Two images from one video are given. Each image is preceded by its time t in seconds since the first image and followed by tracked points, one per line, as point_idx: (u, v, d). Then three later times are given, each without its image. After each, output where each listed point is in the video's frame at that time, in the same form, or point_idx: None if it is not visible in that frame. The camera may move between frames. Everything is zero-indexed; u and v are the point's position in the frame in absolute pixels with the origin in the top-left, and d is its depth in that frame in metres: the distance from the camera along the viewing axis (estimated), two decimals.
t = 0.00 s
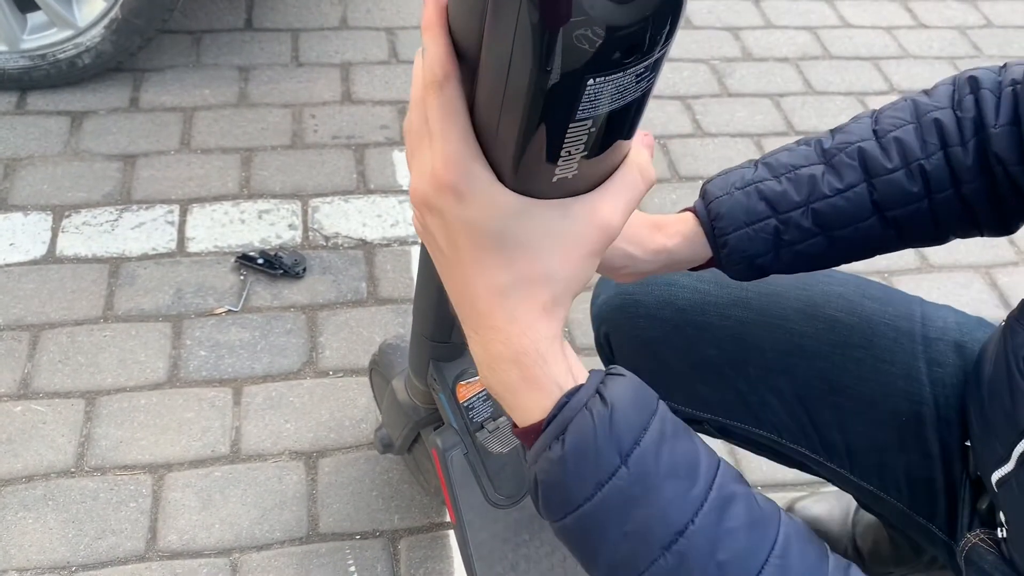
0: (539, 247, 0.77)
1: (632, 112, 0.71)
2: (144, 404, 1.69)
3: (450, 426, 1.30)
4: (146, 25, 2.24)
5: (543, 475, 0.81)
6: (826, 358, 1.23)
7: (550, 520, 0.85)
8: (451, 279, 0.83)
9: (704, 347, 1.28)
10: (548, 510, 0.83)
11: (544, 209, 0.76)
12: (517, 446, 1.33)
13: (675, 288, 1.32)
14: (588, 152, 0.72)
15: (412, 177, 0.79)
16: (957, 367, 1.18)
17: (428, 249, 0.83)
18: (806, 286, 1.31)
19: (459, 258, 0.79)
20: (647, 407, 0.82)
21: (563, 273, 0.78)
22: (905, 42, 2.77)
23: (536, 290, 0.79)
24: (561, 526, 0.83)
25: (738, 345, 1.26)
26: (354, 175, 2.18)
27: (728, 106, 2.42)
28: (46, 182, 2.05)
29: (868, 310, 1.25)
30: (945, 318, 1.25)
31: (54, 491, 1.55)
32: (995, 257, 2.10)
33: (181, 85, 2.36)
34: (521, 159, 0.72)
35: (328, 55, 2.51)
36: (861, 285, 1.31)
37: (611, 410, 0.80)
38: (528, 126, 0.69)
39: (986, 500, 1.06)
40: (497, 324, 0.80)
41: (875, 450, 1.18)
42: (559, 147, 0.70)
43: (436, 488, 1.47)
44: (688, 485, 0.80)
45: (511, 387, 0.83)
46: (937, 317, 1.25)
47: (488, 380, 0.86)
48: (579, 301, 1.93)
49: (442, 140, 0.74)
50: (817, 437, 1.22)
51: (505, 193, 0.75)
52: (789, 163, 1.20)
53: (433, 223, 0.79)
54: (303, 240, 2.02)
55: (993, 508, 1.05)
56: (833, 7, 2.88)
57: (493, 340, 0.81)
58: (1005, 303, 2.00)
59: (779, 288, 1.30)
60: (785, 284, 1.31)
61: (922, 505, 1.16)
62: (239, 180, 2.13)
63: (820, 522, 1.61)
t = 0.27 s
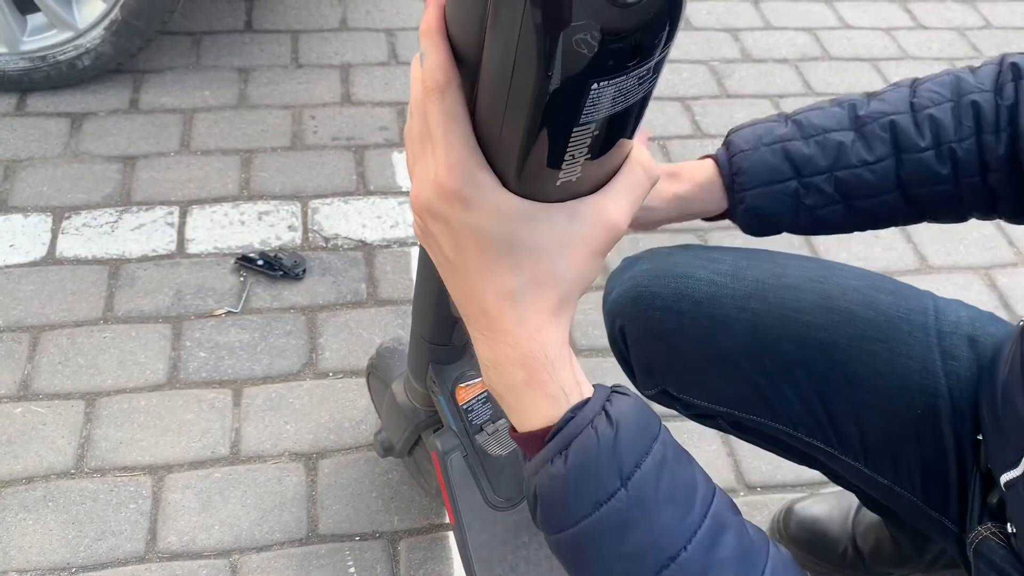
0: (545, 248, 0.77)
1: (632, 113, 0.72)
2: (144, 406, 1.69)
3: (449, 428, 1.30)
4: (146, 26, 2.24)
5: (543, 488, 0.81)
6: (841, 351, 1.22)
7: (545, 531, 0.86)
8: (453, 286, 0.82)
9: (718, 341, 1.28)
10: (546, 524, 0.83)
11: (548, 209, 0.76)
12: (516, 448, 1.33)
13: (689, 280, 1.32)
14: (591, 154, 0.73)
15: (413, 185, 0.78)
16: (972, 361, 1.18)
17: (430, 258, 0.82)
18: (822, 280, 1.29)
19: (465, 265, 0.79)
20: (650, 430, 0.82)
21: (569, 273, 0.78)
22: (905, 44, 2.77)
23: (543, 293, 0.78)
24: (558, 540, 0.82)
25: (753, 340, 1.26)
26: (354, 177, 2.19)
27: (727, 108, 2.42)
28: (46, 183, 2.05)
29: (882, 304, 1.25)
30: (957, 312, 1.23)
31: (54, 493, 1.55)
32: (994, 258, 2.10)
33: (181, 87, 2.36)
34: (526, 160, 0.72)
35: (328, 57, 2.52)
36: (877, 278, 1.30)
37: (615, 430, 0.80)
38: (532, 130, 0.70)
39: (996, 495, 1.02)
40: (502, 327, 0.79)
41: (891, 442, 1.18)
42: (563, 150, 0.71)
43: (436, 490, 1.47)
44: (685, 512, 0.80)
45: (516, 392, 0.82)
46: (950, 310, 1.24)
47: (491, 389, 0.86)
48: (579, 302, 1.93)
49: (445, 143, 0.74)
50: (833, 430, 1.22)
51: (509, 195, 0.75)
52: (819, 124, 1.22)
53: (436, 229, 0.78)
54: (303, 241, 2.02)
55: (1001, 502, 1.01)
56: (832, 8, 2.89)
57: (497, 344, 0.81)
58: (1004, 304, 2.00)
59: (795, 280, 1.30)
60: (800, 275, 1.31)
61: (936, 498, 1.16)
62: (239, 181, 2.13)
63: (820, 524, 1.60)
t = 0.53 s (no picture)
0: (544, 249, 0.77)
1: (633, 114, 0.72)
2: (144, 408, 1.69)
3: (449, 429, 1.30)
4: (146, 28, 2.24)
5: (539, 490, 0.81)
6: (841, 345, 1.22)
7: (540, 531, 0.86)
8: (452, 287, 0.82)
9: (719, 334, 1.28)
10: (542, 526, 0.83)
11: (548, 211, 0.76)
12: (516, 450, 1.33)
13: (689, 277, 1.32)
14: (591, 155, 0.73)
15: (413, 185, 0.78)
16: (969, 356, 1.18)
17: (430, 258, 0.82)
18: (820, 275, 1.29)
19: (464, 266, 0.78)
20: (646, 438, 0.82)
21: (567, 274, 0.78)
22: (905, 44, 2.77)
23: (543, 294, 0.78)
24: (555, 541, 0.83)
25: (754, 336, 1.26)
26: (354, 178, 2.19)
27: (727, 109, 2.42)
28: (46, 185, 2.05)
29: (879, 298, 1.25)
30: (954, 307, 1.24)
31: (54, 495, 1.55)
32: (994, 258, 2.10)
33: (180, 89, 2.36)
34: (526, 160, 0.72)
35: (328, 58, 2.52)
36: (875, 273, 1.30)
37: (610, 437, 0.80)
38: (533, 130, 0.69)
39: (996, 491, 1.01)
40: (501, 328, 0.79)
41: (888, 435, 1.18)
42: (564, 151, 0.71)
43: (436, 491, 1.47)
44: (678, 520, 0.80)
45: (516, 393, 0.82)
46: (947, 305, 1.24)
47: (490, 389, 0.86)
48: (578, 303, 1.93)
49: (446, 144, 0.73)
50: (834, 425, 1.22)
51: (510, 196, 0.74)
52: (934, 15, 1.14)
53: (436, 230, 0.78)
54: (303, 243, 2.02)
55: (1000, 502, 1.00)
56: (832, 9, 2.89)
57: (496, 346, 0.81)
58: (1005, 304, 1.99)
59: (794, 274, 1.30)
60: (798, 271, 1.31)
61: (935, 493, 1.16)
62: (239, 183, 2.13)
63: (820, 524, 1.59)
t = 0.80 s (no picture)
0: (541, 251, 0.77)
1: (631, 115, 0.72)
2: (144, 408, 1.69)
3: (449, 430, 1.29)
4: (146, 29, 2.24)
5: (540, 493, 0.81)
6: (840, 351, 1.21)
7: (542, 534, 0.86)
8: (451, 289, 0.82)
9: (717, 338, 1.27)
10: (544, 530, 0.83)
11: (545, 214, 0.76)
12: (516, 451, 1.32)
13: (690, 282, 1.32)
14: (589, 157, 0.72)
15: (412, 188, 0.78)
16: (968, 360, 1.18)
17: (427, 259, 0.82)
18: (818, 280, 1.29)
19: (464, 269, 0.78)
20: (648, 440, 0.82)
21: (565, 277, 0.78)
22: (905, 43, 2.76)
23: (542, 297, 0.78)
24: (558, 544, 0.83)
25: (752, 341, 1.25)
26: (354, 178, 2.18)
27: (727, 108, 2.41)
28: (46, 186, 2.05)
29: (879, 302, 1.25)
30: (953, 310, 1.24)
31: (54, 496, 1.55)
32: (995, 258, 2.10)
33: (180, 89, 2.36)
34: (525, 163, 0.72)
35: (327, 58, 2.51)
36: (873, 277, 1.30)
37: (612, 439, 0.79)
38: (531, 132, 0.69)
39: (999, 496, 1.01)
40: (499, 331, 0.79)
41: (889, 441, 1.17)
42: (562, 153, 0.70)
43: (436, 492, 1.47)
44: (681, 522, 0.80)
45: (513, 395, 0.82)
46: (946, 308, 1.24)
47: (487, 390, 0.85)
48: (579, 304, 1.92)
49: (443, 146, 0.73)
50: (834, 430, 1.22)
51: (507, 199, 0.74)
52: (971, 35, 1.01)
53: (434, 232, 0.78)
54: (303, 243, 2.02)
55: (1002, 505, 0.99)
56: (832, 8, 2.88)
57: (494, 348, 0.80)
58: (1006, 303, 1.99)
59: (793, 280, 1.30)
60: (796, 276, 1.30)
61: (935, 497, 1.16)
62: (238, 183, 2.13)
63: (820, 524, 1.59)
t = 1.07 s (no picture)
0: (538, 250, 0.77)
1: (628, 112, 0.71)
2: (143, 408, 1.69)
3: (449, 430, 1.29)
4: (145, 28, 2.23)
5: (538, 494, 0.81)
6: (832, 347, 1.21)
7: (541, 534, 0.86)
8: (449, 288, 0.81)
9: (709, 335, 1.27)
10: (543, 530, 0.83)
11: (542, 212, 0.76)
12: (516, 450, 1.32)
13: (684, 279, 1.32)
14: (587, 155, 0.72)
15: (409, 186, 0.78)
16: (964, 357, 1.17)
17: (425, 258, 0.82)
18: (810, 276, 1.29)
19: (461, 267, 0.78)
20: (646, 440, 0.81)
21: (562, 275, 0.78)
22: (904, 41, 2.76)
23: (539, 295, 0.78)
24: (556, 545, 0.82)
25: (744, 338, 1.25)
26: (353, 177, 2.18)
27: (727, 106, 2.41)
28: (45, 186, 2.05)
29: (874, 299, 1.24)
30: (948, 306, 1.23)
31: (53, 496, 1.55)
32: (995, 256, 2.09)
33: (179, 88, 2.35)
34: (521, 161, 0.71)
35: (326, 57, 2.51)
36: (867, 274, 1.30)
37: (610, 439, 0.79)
38: (527, 131, 0.69)
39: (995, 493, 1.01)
40: (497, 330, 0.79)
41: (885, 439, 1.17)
42: (559, 152, 0.70)
43: (436, 492, 1.46)
44: (680, 521, 0.79)
45: (512, 394, 0.81)
46: (941, 304, 1.23)
47: (486, 388, 0.85)
48: (578, 303, 1.92)
49: (440, 145, 0.72)
50: (828, 426, 1.22)
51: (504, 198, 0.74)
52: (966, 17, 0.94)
53: (431, 231, 0.78)
54: (302, 243, 2.01)
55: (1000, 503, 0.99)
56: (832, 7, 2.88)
57: (492, 347, 0.80)
58: (1006, 301, 1.98)
59: (786, 277, 1.29)
60: (790, 273, 1.30)
61: (931, 495, 1.16)
62: (238, 182, 2.12)
63: (820, 523, 1.59)
